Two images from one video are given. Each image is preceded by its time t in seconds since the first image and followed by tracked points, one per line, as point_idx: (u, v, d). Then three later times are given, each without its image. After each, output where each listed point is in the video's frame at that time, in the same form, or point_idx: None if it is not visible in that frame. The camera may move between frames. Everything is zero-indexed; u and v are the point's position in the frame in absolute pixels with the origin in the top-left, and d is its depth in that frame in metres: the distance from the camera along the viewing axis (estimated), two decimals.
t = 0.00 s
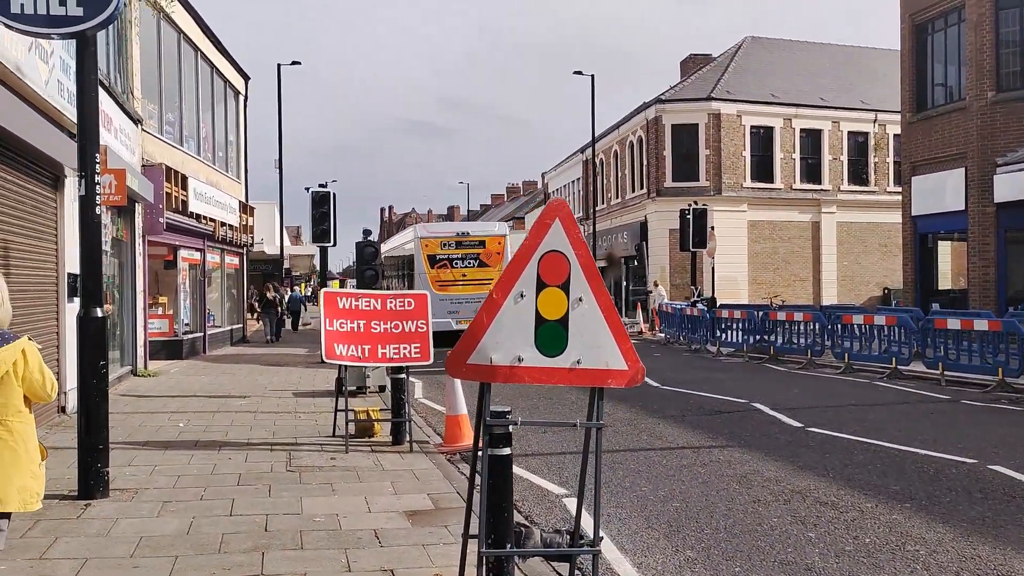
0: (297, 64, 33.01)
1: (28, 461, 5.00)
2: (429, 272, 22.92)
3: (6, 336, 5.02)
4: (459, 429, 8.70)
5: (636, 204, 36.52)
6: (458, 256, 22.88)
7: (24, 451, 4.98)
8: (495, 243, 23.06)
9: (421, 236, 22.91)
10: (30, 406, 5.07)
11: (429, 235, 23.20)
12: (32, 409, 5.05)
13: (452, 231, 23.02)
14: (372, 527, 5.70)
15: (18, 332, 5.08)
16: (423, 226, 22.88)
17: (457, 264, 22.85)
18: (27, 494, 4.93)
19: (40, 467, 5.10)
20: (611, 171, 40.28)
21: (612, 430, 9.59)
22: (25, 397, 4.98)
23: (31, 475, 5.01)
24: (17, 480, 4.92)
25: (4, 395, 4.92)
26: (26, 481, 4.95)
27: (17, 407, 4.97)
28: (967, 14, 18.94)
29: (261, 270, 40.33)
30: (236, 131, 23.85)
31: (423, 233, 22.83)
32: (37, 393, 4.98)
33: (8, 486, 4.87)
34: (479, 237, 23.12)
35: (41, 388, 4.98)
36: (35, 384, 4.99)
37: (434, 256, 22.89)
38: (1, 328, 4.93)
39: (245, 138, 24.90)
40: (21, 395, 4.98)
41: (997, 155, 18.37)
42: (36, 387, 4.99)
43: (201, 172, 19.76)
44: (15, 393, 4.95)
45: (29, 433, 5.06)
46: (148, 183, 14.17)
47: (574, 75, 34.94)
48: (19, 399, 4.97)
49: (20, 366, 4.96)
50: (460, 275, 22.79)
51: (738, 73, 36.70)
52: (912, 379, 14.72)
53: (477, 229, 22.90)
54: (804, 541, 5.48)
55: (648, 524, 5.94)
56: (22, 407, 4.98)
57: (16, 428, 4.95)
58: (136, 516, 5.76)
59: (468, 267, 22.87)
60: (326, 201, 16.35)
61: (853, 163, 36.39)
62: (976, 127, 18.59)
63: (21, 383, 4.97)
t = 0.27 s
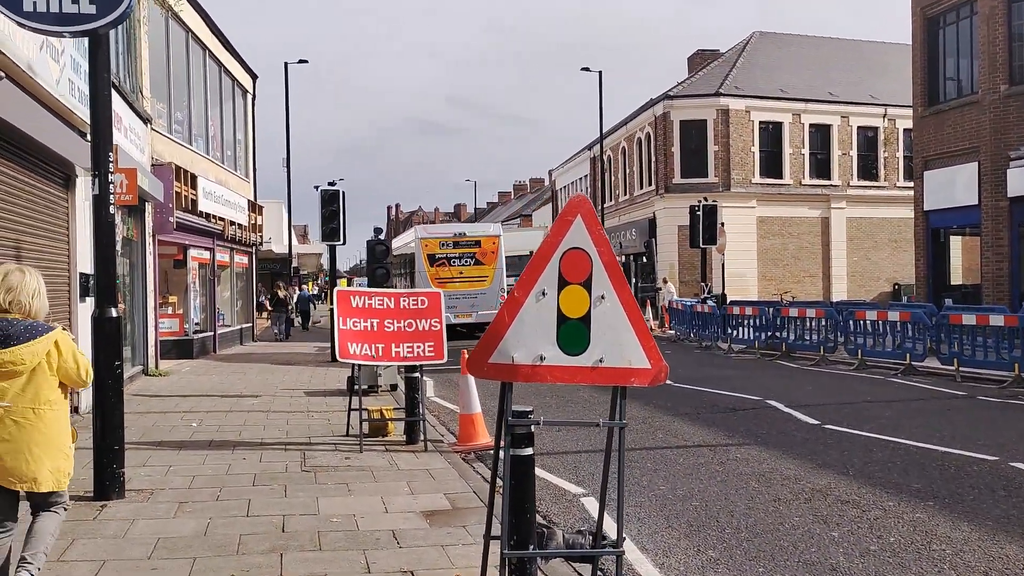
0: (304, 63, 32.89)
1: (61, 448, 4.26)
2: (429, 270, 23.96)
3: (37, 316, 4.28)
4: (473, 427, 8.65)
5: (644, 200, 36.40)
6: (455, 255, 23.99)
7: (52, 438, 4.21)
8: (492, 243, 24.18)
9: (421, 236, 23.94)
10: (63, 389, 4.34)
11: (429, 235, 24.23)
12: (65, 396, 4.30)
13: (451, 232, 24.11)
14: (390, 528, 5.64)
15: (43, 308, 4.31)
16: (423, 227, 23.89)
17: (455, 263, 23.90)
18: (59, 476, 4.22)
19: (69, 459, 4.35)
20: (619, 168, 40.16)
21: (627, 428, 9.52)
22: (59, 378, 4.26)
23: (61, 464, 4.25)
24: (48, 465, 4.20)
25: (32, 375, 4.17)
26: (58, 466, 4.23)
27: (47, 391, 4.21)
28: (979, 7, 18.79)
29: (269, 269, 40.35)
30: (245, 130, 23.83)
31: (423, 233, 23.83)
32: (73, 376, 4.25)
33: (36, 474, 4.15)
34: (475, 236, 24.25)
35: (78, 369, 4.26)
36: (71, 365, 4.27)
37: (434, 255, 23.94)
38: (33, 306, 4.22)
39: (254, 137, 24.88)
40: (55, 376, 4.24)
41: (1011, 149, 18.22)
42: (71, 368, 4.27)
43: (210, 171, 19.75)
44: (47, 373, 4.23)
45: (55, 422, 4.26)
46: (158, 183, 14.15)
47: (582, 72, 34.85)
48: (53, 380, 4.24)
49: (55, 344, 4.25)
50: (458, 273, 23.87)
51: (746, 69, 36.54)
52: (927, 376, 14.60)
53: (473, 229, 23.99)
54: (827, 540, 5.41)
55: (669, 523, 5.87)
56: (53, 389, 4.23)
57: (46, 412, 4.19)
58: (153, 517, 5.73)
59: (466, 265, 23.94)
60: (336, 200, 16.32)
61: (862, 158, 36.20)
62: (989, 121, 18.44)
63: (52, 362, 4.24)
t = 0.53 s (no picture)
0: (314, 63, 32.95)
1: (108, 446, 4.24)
2: (432, 270, 26.35)
3: (87, 322, 4.30)
4: (487, 427, 8.60)
5: (655, 199, 36.28)
6: (457, 256, 26.42)
7: (98, 438, 4.18)
8: (490, 246, 26.65)
9: (425, 239, 26.29)
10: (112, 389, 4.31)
11: (432, 238, 26.62)
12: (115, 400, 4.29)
13: (452, 235, 26.47)
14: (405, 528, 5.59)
15: (94, 317, 4.32)
16: (427, 230, 26.21)
17: (456, 263, 26.32)
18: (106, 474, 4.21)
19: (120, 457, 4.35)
20: (630, 166, 40.03)
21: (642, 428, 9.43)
22: (108, 379, 4.22)
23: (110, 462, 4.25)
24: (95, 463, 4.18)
25: (81, 378, 4.15)
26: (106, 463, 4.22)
27: (96, 394, 4.18)
28: (995, 3, 18.60)
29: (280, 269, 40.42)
30: (256, 130, 23.84)
31: (427, 236, 26.16)
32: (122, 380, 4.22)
33: (85, 469, 4.14)
34: (474, 239, 26.66)
35: (127, 373, 4.22)
36: (119, 368, 4.23)
37: (437, 256, 26.32)
38: (83, 312, 4.24)
39: (265, 137, 24.90)
40: (104, 378, 4.22)
41: None
42: (119, 370, 4.23)
43: (221, 171, 19.77)
44: (96, 374, 4.19)
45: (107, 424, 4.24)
46: (170, 183, 14.15)
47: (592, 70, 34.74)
48: (102, 383, 4.21)
49: (103, 347, 4.21)
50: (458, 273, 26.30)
51: (758, 66, 36.36)
52: (943, 374, 14.45)
53: (472, 233, 26.37)
54: (848, 541, 5.33)
55: (686, 524, 5.79)
56: (101, 389, 4.20)
57: (94, 413, 4.16)
58: (166, 518, 5.70)
59: (466, 266, 26.38)
60: (348, 199, 16.28)
61: (875, 156, 35.96)
62: (1005, 118, 18.25)
63: (100, 364, 4.20)
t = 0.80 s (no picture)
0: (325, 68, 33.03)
1: (152, 432, 4.53)
2: (436, 277, 27.47)
3: (131, 320, 4.63)
4: (497, 433, 8.50)
5: (666, 204, 36.15)
6: (458, 263, 27.48)
7: (143, 423, 4.47)
8: (490, 253, 27.61)
9: (428, 247, 27.42)
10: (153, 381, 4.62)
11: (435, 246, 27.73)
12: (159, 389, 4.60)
13: (454, 243, 27.54)
14: (414, 537, 5.51)
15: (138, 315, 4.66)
16: (429, 239, 27.32)
17: (458, 270, 27.41)
18: (153, 456, 4.50)
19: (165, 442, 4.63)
20: (640, 171, 39.92)
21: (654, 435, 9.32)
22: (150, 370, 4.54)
23: (156, 445, 4.53)
24: (143, 446, 4.48)
25: (127, 368, 4.45)
26: (151, 447, 4.51)
27: (141, 381, 4.50)
28: (1010, 6, 18.43)
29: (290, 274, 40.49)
30: (266, 135, 23.88)
31: (429, 245, 27.27)
32: (163, 369, 4.55)
33: (133, 454, 4.42)
34: (475, 247, 27.70)
35: (167, 362, 4.55)
36: (160, 359, 4.55)
37: (439, 264, 27.41)
38: (127, 310, 4.57)
39: (276, 142, 24.94)
40: (147, 369, 4.53)
41: None
42: (160, 363, 4.55)
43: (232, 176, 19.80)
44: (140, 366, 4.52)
45: (152, 410, 4.55)
46: (180, 187, 14.15)
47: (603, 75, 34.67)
48: (145, 372, 4.52)
49: (144, 341, 4.54)
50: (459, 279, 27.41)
51: (769, 71, 36.23)
52: (959, 381, 14.27)
53: (473, 241, 27.44)
54: (867, 552, 5.22)
55: (700, 534, 5.69)
56: (144, 379, 4.52)
57: (139, 400, 4.47)
58: (173, 525, 5.63)
59: (467, 272, 27.48)
60: (358, 204, 16.26)
61: (888, 160, 35.73)
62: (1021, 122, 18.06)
63: (144, 357, 4.53)
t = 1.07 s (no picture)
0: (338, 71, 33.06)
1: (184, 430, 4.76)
2: (442, 281, 27.78)
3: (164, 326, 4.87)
4: (510, 437, 8.42)
5: (680, 206, 35.98)
6: (464, 267, 27.74)
7: (174, 421, 4.71)
8: (495, 257, 27.87)
9: (435, 252, 27.71)
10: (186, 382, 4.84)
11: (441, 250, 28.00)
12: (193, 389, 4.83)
13: (460, 247, 27.78)
14: (425, 542, 5.44)
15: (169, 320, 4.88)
16: (436, 244, 27.60)
17: (463, 274, 27.70)
18: (187, 453, 4.73)
19: (200, 439, 4.84)
20: (654, 174, 39.76)
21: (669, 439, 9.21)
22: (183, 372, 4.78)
23: (190, 442, 4.76)
24: (177, 443, 4.72)
25: (159, 372, 4.68)
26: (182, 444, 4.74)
27: (175, 382, 4.72)
28: None
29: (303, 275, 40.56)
30: (280, 137, 23.92)
31: (435, 250, 27.57)
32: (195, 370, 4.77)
33: (168, 451, 4.67)
34: (481, 251, 27.93)
35: (199, 363, 4.80)
36: (191, 361, 4.79)
37: (446, 267, 27.69)
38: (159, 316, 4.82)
39: (289, 144, 24.97)
40: (179, 371, 4.75)
41: None
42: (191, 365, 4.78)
43: (245, 178, 19.82)
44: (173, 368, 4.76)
45: (185, 409, 4.77)
46: (194, 189, 14.16)
47: (616, 77, 34.55)
48: (177, 374, 4.74)
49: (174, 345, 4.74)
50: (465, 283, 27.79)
51: (784, 73, 36.02)
52: (977, 386, 14.08)
53: (478, 246, 27.69)
54: (887, 561, 5.11)
55: (716, 541, 5.59)
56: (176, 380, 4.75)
57: (171, 401, 4.70)
58: (182, 529, 5.58)
59: (472, 277, 27.85)
60: (370, 206, 16.25)
61: (904, 163, 35.44)
62: None
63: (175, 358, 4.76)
